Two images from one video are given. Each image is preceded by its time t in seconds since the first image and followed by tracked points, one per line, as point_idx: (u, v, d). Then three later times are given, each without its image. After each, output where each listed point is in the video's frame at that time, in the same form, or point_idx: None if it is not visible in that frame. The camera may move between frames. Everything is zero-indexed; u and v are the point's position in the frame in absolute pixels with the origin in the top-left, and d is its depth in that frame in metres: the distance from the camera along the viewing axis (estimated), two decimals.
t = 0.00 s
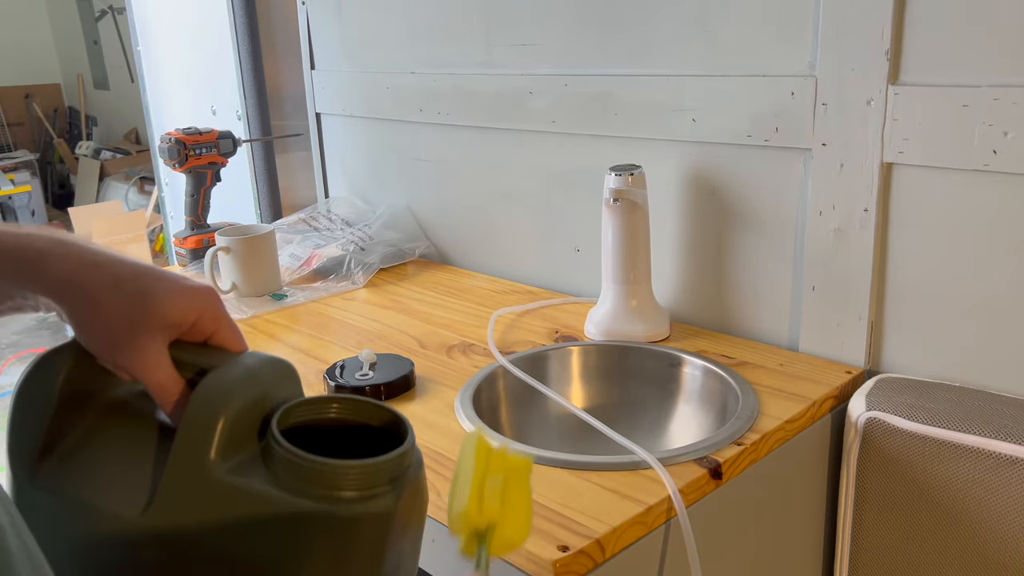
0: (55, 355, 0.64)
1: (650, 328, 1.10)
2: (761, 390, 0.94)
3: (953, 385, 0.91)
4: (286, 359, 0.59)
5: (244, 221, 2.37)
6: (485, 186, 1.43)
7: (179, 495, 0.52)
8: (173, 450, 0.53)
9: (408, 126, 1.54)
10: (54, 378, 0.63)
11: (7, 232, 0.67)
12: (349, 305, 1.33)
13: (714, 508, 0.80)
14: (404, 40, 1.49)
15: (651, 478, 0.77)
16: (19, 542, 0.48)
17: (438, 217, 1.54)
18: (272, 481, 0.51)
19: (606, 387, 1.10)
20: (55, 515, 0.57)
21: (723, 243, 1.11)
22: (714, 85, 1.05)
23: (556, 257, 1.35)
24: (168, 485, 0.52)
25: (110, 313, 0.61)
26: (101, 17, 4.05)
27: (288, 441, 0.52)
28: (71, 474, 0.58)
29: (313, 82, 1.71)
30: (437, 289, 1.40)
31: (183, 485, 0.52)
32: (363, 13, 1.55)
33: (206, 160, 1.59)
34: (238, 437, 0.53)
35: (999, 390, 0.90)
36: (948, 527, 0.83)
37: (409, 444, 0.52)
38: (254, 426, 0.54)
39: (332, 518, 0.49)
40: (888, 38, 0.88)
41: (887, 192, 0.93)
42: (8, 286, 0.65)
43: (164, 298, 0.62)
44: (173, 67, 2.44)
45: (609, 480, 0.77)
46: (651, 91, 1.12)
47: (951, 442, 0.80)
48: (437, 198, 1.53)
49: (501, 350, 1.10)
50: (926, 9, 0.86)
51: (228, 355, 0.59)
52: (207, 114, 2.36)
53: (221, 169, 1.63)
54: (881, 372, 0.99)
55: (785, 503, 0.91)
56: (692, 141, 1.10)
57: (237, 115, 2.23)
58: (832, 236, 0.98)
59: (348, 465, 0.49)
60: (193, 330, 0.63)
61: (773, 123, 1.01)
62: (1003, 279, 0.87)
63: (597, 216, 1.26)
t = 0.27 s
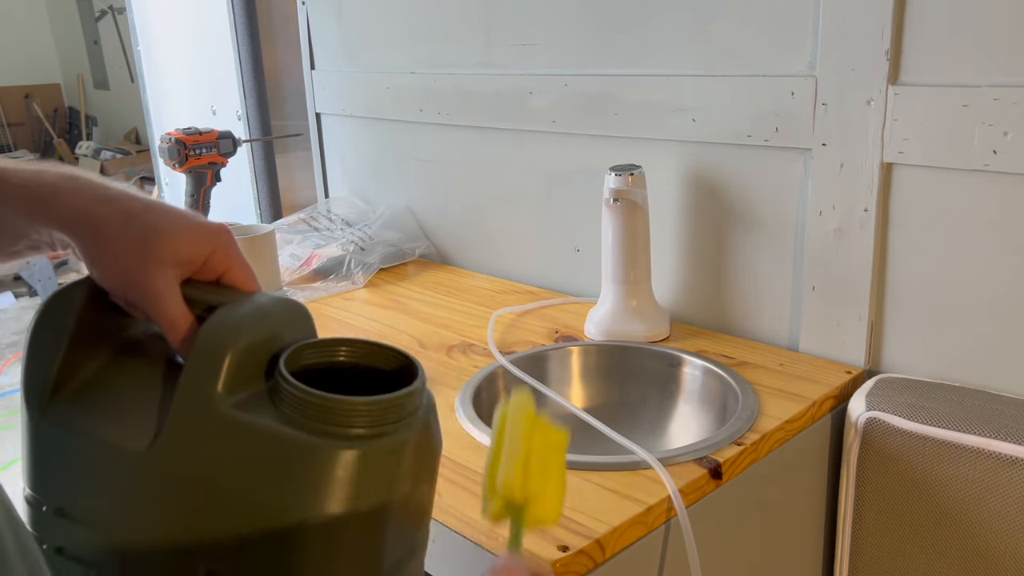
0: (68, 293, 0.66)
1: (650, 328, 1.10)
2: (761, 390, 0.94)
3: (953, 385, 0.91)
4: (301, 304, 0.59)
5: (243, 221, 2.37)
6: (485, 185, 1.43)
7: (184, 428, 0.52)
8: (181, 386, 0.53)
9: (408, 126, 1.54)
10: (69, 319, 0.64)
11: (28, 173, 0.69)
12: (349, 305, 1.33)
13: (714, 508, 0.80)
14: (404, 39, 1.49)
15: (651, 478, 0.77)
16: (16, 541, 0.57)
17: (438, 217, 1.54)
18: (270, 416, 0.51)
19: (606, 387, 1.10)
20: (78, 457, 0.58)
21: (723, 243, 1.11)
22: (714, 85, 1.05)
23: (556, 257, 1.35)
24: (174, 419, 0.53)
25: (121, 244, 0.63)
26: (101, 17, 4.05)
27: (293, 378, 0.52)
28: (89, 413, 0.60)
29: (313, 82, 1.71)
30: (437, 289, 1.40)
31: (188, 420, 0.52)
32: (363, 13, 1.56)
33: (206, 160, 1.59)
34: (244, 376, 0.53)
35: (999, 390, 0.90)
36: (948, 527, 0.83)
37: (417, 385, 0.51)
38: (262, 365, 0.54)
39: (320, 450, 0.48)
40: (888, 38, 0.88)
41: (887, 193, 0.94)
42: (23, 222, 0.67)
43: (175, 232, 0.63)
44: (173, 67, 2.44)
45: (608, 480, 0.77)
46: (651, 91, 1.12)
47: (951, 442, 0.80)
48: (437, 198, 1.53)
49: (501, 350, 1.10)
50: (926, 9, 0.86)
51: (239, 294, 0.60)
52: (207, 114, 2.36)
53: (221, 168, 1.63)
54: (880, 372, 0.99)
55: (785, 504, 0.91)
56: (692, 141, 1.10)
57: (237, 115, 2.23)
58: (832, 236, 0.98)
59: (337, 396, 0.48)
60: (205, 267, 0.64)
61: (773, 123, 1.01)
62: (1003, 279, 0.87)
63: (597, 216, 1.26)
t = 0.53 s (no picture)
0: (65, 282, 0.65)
1: (650, 328, 1.10)
2: (761, 390, 0.94)
3: (953, 385, 0.91)
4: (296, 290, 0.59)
5: (243, 221, 2.37)
6: (485, 185, 1.43)
7: (179, 411, 0.52)
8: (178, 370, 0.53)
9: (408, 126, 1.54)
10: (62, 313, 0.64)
11: (24, 158, 0.69)
12: (349, 305, 1.33)
13: (714, 509, 0.80)
14: (405, 39, 1.49)
15: (651, 478, 0.77)
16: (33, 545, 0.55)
17: (438, 217, 1.54)
18: (267, 400, 0.50)
19: (605, 387, 1.10)
20: (85, 442, 0.58)
21: (723, 243, 1.11)
22: (714, 85, 1.05)
23: (556, 257, 1.35)
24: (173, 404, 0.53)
25: (119, 229, 0.63)
26: (101, 17, 4.05)
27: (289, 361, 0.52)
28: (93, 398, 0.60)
29: (313, 82, 1.71)
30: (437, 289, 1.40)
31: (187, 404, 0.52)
32: (363, 13, 1.56)
33: (206, 160, 1.59)
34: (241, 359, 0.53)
35: (999, 390, 0.90)
36: (948, 527, 0.83)
37: (414, 364, 0.52)
38: (258, 349, 0.54)
39: (314, 431, 0.48)
40: (888, 38, 0.88)
41: (887, 193, 0.94)
42: (19, 212, 0.67)
43: (171, 218, 0.63)
44: (173, 67, 2.44)
45: (608, 480, 0.77)
46: (651, 91, 1.12)
47: (951, 442, 0.80)
48: (437, 198, 1.53)
49: (501, 350, 1.10)
50: (926, 9, 0.86)
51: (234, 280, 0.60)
52: (207, 114, 2.36)
53: (221, 168, 1.63)
54: (881, 372, 0.99)
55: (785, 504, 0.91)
56: (693, 141, 1.10)
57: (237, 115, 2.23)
58: (832, 236, 0.98)
59: (334, 379, 0.48)
60: (199, 253, 0.64)
61: (773, 123, 1.01)
62: (1002, 280, 0.87)
63: (597, 216, 1.26)
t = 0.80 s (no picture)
0: (39, 278, 0.65)
1: (650, 328, 1.10)
2: (761, 390, 0.94)
3: (953, 385, 0.91)
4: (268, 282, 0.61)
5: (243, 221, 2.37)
6: (485, 185, 1.43)
7: (155, 402, 0.54)
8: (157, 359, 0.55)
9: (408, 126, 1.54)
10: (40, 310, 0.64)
11: (1, 158, 0.70)
12: (349, 305, 1.33)
13: (714, 509, 0.80)
14: (404, 39, 1.49)
15: (651, 478, 0.77)
16: (42, 537, 0.45)
17: (438, 217, 1.54)
18: (243, 384, 0.52)
19: (605, 387, 1.10)
20: (65, 437, 0.58)
21: (723, 243, 1.11)
22: (714, 84, 1.05)
23: (556, 257, 1.34)
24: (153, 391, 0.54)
25: (94, 223, 0.64)
26: (102, 17, 4.05)
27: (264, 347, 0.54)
28: (73, 391, 0.60)
29: (313, 82, 1.71)
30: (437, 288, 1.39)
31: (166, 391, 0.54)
32: (363, 13, 1.55)
33: (206, 160, 1.59)
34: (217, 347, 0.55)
35: (1000, 390, 0.90)
36: (948, 528, 0.83)
37: (385, 348, 0.54)
38: (233, 338, 0.56)
39: (290, 413, 0.50)
40: (888, 37, 0.88)
41: (887, 193, 0.93)
42: None
43: (147, 212, 0.65)
44: (173, 67, 2.44)
45: (608, 480, 0.77)
46: (651, 91, 1.12)
47: (951, 442, 0.80)
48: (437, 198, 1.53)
49: (501, 350, 1.10)
50: (927, 9, 0.86)
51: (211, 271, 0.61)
52: (207, 113, 2.36)
53: (221, 168, 1.63)
54: (881, 372, 0.99)
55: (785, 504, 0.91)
56: (693, 141, 1.10)
57: (237, 115, 2.22)
58: (832, 236, 0.98)
59: (311, 360, 0.50)
60: (174, 246, 0.65)
61: (773, 123, 1.01)
62: (1003, 280, 0.87)
63: (598, 216, 1.26)
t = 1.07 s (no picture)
0: None
1: (650, 328, 1.10)
2: (761, 390, 0.94)
3: (953, 386, 0.91)
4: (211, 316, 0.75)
5: (244, 220, 2.37)
6: (485, 185, 1.43)
7: (121, 429, 0.67)
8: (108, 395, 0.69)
9: (408, 126, 1.54)
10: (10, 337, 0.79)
11: None
12: (349, 305, 1.33)
13: (714, 509, 0.80)
14: (404, 39, 1.49)
15: (652, 478, 0.77)
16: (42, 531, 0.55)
17: (438, 217, 1.54)
18: (188, 413, 0.67)
19: (606, 387, 1.10)
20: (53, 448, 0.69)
21: (723, 243, 1.11)
22: (714, 84, 1.05)
23: (556, 257, 1.34)
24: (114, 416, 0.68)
25: (63, 265, 0.78)
26: (101, 17, 4.04)
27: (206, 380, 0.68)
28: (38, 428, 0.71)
29: (313, 82, 1.71)
30: (437, 288, 1.40)
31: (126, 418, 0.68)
32: (363, 13, 1.55)
33: (206, 160, 1.59)
34: (161, 374, 0.69)
35: (1000, 390, 0.90)
36: (949, 528, 0.83)
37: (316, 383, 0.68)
38: (178, 370, 0.70)
39: (232, 440, 0.64)
40: (888, 37, 0.88)
41: (887, 193, 0.93)
42: None
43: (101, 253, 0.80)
44: (173, 67, 2.44)
45: (608, 481, 0.77)
46: (651, 91, 1.12)
47: (951, 442, 0.80)
48: (436, 197, 1.53)
49: (501, 350, 1.10)
50: (927, 9, 0.86)
51: (157, 311, 0.75)
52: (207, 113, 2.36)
53: (221, 168, 1.63)
54: (881, 372, 0.99)
55: (785, 504, 0.91)
56: (693, 141, 1.10)
57: (238, 115, 2.23)
58: (832, 236, 0.98)
59: (252, 394, 0.65)
60: (126, 284, 0.80)
61: (773, 123, 1.01)
62: (1003, 279, 0.87)
63: (598, 216, 1.26)
